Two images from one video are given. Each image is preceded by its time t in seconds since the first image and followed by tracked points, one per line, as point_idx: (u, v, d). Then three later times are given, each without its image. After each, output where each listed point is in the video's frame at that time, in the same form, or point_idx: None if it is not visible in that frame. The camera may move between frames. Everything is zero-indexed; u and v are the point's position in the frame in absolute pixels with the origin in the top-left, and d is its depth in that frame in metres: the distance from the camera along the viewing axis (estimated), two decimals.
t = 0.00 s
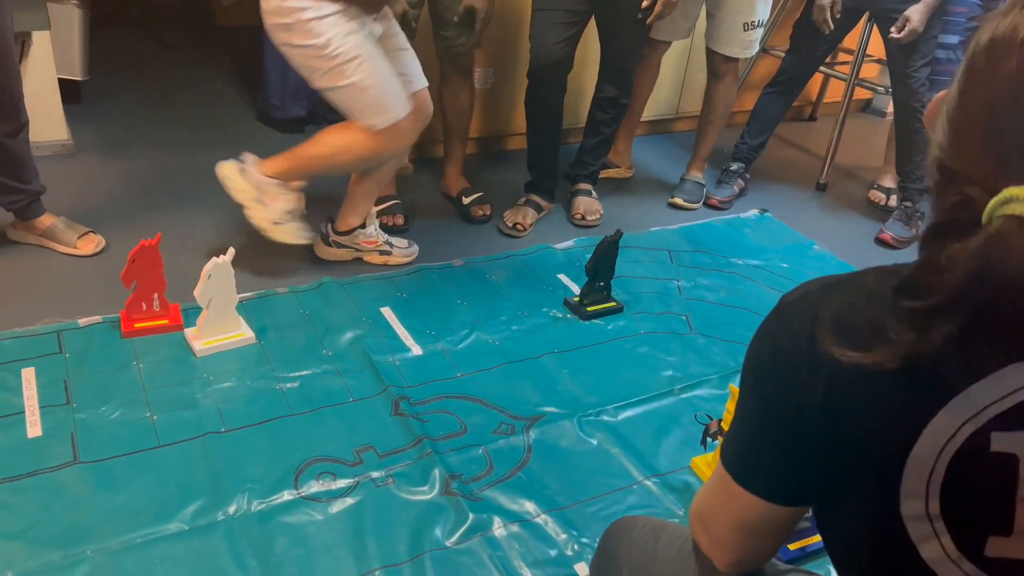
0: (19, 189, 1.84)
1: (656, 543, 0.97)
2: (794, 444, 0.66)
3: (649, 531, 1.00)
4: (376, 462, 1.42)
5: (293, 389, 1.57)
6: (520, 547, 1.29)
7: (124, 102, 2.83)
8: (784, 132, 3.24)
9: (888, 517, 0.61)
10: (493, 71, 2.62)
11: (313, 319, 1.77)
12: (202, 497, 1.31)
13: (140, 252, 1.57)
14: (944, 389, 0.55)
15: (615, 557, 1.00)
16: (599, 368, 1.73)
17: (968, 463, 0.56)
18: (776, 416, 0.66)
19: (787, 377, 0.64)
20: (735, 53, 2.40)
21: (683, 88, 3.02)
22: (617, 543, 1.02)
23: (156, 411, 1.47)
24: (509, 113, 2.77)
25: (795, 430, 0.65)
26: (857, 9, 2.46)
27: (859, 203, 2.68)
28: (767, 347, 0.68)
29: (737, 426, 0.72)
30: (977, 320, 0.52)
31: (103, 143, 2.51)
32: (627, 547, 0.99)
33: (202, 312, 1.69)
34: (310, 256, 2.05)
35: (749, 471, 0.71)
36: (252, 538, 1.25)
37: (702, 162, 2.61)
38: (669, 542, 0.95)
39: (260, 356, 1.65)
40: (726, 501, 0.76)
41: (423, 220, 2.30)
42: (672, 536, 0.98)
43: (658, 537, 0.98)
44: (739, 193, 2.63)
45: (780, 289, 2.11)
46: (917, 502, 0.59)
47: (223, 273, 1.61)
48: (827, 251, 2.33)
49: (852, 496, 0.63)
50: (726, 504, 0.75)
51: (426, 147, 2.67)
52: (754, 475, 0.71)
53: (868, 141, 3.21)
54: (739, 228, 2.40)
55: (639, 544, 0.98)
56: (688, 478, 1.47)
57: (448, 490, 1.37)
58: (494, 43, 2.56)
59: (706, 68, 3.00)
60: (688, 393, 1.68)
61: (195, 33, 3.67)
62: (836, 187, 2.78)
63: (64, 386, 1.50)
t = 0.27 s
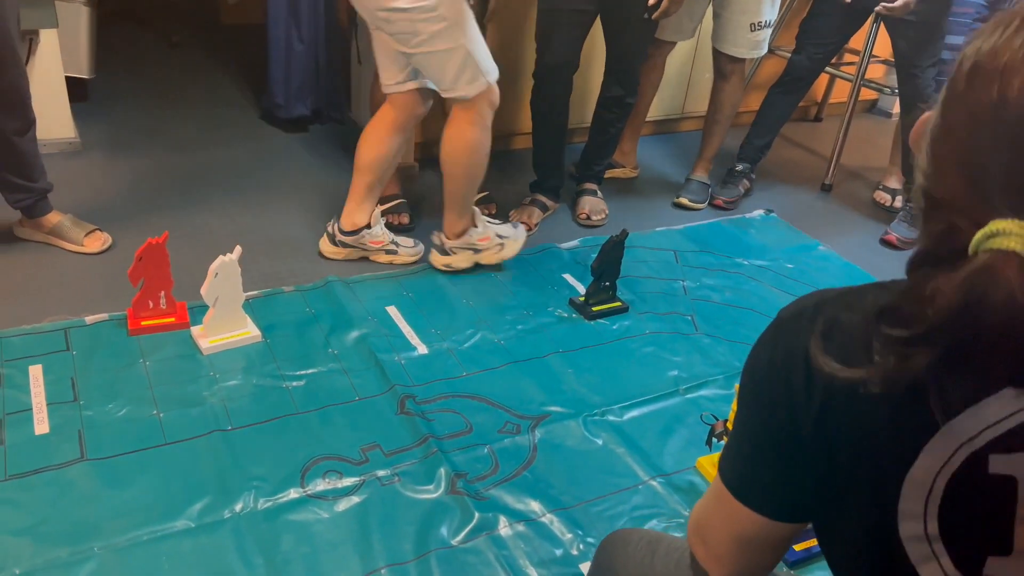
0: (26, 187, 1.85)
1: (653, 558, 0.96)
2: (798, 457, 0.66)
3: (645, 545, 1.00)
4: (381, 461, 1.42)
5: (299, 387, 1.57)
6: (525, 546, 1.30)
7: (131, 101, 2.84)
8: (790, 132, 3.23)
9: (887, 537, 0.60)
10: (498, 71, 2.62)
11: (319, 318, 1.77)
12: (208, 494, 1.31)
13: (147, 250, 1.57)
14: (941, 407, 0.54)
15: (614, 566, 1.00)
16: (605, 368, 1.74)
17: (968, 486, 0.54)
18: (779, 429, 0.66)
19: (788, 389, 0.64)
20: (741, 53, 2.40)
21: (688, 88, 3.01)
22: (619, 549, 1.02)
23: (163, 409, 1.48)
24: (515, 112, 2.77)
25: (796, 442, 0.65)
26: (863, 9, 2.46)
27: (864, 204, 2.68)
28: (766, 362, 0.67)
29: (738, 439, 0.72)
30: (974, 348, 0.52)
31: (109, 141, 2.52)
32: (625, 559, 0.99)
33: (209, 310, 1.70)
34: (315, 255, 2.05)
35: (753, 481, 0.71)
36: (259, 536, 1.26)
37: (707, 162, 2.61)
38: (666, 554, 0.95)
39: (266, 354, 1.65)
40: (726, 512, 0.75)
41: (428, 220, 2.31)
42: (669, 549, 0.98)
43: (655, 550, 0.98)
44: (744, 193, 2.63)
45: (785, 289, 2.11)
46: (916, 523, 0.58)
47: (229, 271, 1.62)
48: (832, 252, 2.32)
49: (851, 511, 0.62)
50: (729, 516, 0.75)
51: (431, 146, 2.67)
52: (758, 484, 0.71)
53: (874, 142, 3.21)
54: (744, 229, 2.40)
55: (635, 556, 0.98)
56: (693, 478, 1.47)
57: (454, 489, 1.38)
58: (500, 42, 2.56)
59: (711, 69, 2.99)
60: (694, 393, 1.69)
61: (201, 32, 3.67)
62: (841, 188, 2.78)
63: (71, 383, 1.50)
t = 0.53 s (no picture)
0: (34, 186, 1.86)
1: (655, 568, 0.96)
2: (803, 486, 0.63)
3: (646, 552, 1.00)
4: (389, 461, 1.43)
5: (306, 387, 1.58)
6: (532, 548, 1.30)
7: (138, 100, 2.85)
8: (796, 134, 3.23)
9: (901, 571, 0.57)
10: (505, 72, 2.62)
11: (327, 318, 1.78)
12: (217, 494, 1.32)
13: (155, 250, 1.57)
14: (967, 443, 0.50)
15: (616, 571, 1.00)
16: (612, 370, 1.74)
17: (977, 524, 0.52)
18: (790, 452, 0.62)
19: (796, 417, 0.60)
20: (747, 56, 2.40)
21: (695, 90, 3.02)
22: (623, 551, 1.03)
23: (171, 408, 1.48)
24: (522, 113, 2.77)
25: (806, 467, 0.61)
26: (870, 12, 2.46)
27: (870, 206, 2.68)
28: (777, 382, 0.63)
29: (746, 458, 0.68)
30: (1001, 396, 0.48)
31: (117, 140, 2.53)
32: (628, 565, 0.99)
33: (216, 310, 1.70)
34: (323, 255, 2.06)
35: (759, 503, 0.68)
36: (267, 535, 1.26)
37: (713, 165, 2.61)
38: (668, 562, 0.95)
39: (273, 354, 1.66)
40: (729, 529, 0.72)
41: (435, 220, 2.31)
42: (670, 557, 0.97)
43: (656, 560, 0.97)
44: (751, 195, 2.63)
45: (791, 292, 2.11)
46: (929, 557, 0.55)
47: (238, 271, 1.62)
48: (838, 254, 2.32)
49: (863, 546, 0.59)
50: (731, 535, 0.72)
51: (438, 147, 2.68)
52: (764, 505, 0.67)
53: (881, 145, 3.21)
54: (750, 231, 2.40)
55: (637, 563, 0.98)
56: (700, 480, 1.48)
57: (461, 490, 1.38)
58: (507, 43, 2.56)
59: (718, 70, 2.99)
60: (700, 395, 1.69)
61: (209, 32, 3.68)
62: (847, 191, 2.78)
63: (80, 382, 1.51)
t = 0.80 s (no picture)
0: (42, 187, 1.87)
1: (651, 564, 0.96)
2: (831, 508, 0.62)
3: (642, 550, 1.00)
4: (392, 463, 1.43)
5: (310, 388, 1.58)
6: (536, 549, 1.30)
7: (143, 101, 2.86)
8: (800, 137, 3.23)
9: None
10: (509, 74, 2.63)
11: (330, 319, 1.78)
12: (221, 494, 1.32)
13: (160, 250, 1.58)
14: None
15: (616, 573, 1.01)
16: (615, 371, 1.74)
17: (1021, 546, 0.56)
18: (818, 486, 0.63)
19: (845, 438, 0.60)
20: (751, 58, 2.41)
21: (699, 92, 3.02)
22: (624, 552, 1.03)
23: (176, 409, 1.48)
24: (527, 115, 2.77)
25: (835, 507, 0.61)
26: (874, 14, 2.46)
27: (874, 209, 2.68)
28: (812, 408, 0.63)
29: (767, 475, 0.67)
30: None
31: (122, 141, 2.53)
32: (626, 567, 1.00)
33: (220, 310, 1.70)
34: (327, 256, 2.06)
35: (774, 528, 0.67)
36: (271, 536, 1.26)
37: (716, 167, 2.61)
38: (664, 559, 0.95)
39: (277, 355, 1.66)
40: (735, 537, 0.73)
41: (439, 222, 2.31)
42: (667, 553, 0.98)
43: (652, 557, 0.97)
44: (755, 197, 2.63)
45: (795, 294, 2.11)
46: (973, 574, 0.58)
47: (243, 271, 1.63)
48: (842, 256, 2.32)
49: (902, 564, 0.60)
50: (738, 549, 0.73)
51: (442, 148, 2.68)
52: (778, 541, 0.67)
53: (884, 147, 3.20)
54: (754, 233, 2.40)
55: (634, 561, 0.99)
56: (704, 482, 1.47)
57: (464, 491, 1.38)
58: (511, 45, 2.57)
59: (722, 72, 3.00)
60: (704, 397, 1.68)
61: (214, 33, 3.68)
62: (851, 193, 2.77)
63: (84, 382, 1.51)
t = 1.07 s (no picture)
0: (48, 190, 1.87)
1: (647, 559, 0.97)
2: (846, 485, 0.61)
3: (639, 544, 1.01)
4: (392, 463, 1.42)
5: (310, 389, 1.58)
6: (535, 551, 1.29)
7: (144, 102, 2.86)
8: (801, 137, 3.22)
9: None
10: (509, 75, 2.63)
11: (330, 320, 1.78)
12: (220, 495, 1.32)
13: (159, 251, 1.57)
14: None
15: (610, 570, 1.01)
16: (616, 373, 1.73)
17: None
18: (832, 469, 0.62)
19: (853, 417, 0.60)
20: (755, 57, 2.40)
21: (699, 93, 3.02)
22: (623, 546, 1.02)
23: (175, 410, 1.48)
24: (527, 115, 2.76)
25: (846, 484, 0.61)
26: (875, 15, 2.46)
27: (875, 210, 2.67)
28: (830, 385, 0.63)
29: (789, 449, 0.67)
30: None
31: (123, 142, 2.53)
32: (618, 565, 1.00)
33: (220, 311, 1.70)
34: (327, 256, 2.06)
35: (788, 501, 0.67)
36: (270, 537, 1.26)
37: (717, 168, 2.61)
38: (659, 554, 0.97)
39: (277, 355, 1.66)
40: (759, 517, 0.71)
41: (440, 222, 2.31)
42: (663, 548, 0.98)
43: (648, 552, 0.98)
44: (755, 198, 2.63)
45: (795, 295, 2.10)
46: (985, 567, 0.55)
47: (242, 273, 1.63)
48: (843, 257, 2.32)
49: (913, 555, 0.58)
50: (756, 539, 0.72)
51: (441, 149, 2.68)
52: (790, 512, 0.67)
53: (886, 147, 3.20)
54: (755, 234, 2.40)
55: (629, 556, 0.99)
56: (704, 483, 1.47)
57: (464, 493, 1.38)
58: (511, 46, 2.57)
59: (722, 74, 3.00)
60: (704, 399, 1.68)
61: (216, 34, 3.68)
62: (852, 194, 2.77)
63: (84, 383, 1.51)
